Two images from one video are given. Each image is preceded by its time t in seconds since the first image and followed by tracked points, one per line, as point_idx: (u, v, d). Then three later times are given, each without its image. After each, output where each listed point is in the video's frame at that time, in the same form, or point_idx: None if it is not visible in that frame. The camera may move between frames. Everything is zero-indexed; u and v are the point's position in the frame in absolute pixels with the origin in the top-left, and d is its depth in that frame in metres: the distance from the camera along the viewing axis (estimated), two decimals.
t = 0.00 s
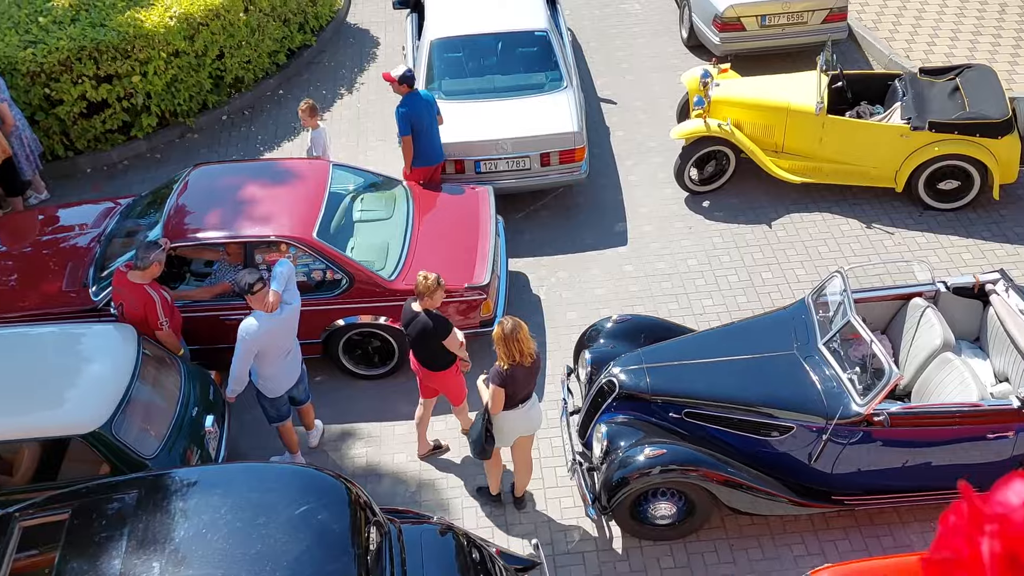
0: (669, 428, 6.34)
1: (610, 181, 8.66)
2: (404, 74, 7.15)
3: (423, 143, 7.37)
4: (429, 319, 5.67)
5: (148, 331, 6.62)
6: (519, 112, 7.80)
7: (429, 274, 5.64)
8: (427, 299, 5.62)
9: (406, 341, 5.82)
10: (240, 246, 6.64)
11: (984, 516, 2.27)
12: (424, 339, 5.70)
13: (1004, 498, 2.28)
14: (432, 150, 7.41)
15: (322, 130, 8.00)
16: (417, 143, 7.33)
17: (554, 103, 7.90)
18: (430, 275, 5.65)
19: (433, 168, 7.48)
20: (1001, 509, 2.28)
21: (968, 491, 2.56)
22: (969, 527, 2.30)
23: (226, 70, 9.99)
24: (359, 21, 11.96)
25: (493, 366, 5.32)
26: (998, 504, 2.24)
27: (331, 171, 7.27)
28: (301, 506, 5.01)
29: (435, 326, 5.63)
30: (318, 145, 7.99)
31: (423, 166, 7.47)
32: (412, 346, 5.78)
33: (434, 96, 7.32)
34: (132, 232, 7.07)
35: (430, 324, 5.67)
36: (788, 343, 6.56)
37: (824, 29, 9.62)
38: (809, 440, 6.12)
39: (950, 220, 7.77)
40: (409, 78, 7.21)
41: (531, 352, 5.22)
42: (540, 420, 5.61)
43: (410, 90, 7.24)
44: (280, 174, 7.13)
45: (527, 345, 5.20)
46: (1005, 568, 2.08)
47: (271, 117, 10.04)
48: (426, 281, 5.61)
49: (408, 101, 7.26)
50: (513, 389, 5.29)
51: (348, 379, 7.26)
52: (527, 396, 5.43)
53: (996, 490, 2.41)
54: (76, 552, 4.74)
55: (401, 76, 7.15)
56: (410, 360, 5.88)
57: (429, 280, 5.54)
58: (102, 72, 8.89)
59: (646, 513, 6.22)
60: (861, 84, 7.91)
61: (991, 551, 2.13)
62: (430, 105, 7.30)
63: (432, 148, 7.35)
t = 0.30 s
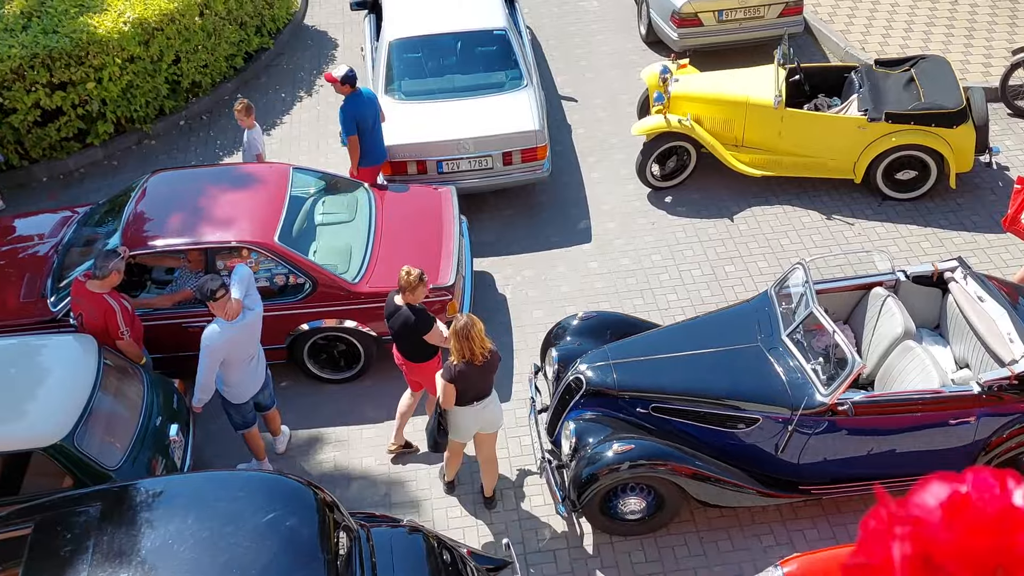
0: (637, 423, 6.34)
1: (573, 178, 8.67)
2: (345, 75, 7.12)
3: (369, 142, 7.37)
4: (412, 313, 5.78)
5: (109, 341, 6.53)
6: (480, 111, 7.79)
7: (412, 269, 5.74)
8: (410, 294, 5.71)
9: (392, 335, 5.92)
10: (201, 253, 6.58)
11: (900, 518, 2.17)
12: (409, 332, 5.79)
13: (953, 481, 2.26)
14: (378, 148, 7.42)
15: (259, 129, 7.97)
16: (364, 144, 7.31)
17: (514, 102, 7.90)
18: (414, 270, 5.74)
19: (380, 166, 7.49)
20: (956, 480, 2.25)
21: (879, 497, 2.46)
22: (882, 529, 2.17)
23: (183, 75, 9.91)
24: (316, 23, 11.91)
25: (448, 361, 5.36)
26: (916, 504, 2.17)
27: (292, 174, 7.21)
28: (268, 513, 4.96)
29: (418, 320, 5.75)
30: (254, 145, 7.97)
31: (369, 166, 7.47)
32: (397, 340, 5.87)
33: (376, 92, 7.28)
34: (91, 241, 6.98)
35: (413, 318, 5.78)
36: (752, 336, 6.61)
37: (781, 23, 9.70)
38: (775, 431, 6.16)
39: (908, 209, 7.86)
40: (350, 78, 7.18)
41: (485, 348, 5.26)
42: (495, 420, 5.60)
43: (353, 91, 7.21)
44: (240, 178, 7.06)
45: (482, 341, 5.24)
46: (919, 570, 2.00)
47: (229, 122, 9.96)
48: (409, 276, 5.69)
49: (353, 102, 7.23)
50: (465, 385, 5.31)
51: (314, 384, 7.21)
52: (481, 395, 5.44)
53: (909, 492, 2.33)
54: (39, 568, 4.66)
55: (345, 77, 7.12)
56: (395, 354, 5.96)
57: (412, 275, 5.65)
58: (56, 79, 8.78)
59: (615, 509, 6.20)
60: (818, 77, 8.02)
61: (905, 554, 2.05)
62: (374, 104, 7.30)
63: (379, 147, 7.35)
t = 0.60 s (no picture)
0: (603, 420, 6.32)
1: (533, 178, 8.68)
2: (287, 71, 7.39)
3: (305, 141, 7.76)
4: (380, 312, 5.84)
5: (66, 356, 6.42)
6: (437, 113, 7.76)
7: (379, 269, 5.79)
8: (378, 294, 5.77)
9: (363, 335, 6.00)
10: (159, 264, 6.50)
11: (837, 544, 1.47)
12: (379, 332, 5.87)
13: (860, 487, 1.64)
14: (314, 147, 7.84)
15: (192, 135, 7.86)
16: (302, 141, 7.72)
17: (471, 103, 7.88)
18: (380, 270, 5.79)
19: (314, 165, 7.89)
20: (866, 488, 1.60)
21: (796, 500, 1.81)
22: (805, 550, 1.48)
23: (135, 84, 9.80)
24: (269, 29, 11.82)
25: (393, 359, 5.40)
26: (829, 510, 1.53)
27: (249, 182, 7.15)
28: (235, 525, 4.84)
29: (386, 319, 5.82)
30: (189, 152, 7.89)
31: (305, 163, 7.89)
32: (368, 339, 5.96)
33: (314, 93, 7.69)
34: (44, 255, 6.86)
35: (382, 318, 5.85)
36: (714, 330, 6.65)
37: (734, 19, 9.78)
38: (739, 424, 6.19)
39: (864, 200, 7.95)
40: (291, 75, 7.47)
41: (427, 347, 5.25)
42: (444, 419, 5.64)
43: (293, 88, 7.53)
44: (196, 187, 6.98)
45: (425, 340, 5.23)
46: None
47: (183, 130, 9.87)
48: (376, 277, 5.75)
49: (293, 99, 7.59)
50: (408, 382, 5.35)
51: (279, 393, 7.15)
52: (427, 394, 5.47)
53: (818, 506, 1.61)
54: None
55: (286, 75, 7.42)
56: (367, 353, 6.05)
57: (377, 277, 5.70)
58: (5, 92, 8.64)
59: (584, 508, 6.19)
60: (773, 72, 8.09)
61: (809, 568, 1.45)
62: (312, 103, 7.73)
63: (317, 144, 7.84)
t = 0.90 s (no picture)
0: (568, 420, 6.30)
1: (494, 179, 8.67)
2: (225, 72, 7.49)
3: (247, 140, 7.88)
4: (341, 312, 5.87)
5: (22, 371, 6.29)
6: (395, 116, 7.74)
7: (341, 268, 5.80)
8: (339, 293, 5.78)
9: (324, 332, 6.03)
10: (115, 274, 6.41)
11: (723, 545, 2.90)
12: (339, 330, 5.88)
13: (765, 501, 3.10)
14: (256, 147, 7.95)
15: (120, 149, 7.69)
16: (240, 141, 7.80)
17: (429, 105, 7.86)
18: (342, 270, 5.80)
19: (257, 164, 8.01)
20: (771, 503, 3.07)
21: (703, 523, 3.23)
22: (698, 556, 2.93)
23: (88, 92, 9.67)
24: (224, 34, 11.71)
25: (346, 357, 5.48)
26: (735, 526, 2.98)
27: (205, 189, 7.07)
28: (196, 537, 4.76)
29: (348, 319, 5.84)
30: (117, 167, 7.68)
31: (244, 163, 7.95)
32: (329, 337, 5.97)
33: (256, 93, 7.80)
34: None
35: (344, 317, 5.87)
36: (676, 327, 6.68)
37: (690, 17, 9.84)
38: (703, 419, 6.22)
39: (821, 194, 8.03)
40: (230, 75, 7.58)
41: (378, 350, 5.30)
42: (400, 420, 5.75)
43: (232, 88, 7.62)
44: (151, 195, 6.89)
45: (374, 345, 5.27)
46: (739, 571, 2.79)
47: (138, 138, 9.77)
48: (337, 276, 5.75)
49: (232, 99, 7.69)
50: (356, 383, 5.43)
51: (241, 402, 7.07)
52: (379, 396, 5.54)
53: (729, 515, 3.12)
54: None
55: (225, 75, 7.52)
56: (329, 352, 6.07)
57: (336, 276, 5.71)
58: None
59: (551, 508, 6.17)
60: (729, 69, 8.15)
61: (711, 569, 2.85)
62: (253, 104, 7.82)
63: (256, 145, 7.91)
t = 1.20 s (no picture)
0: (538, 421, 6.28)
1: (459, 181, 8.65)
2: (161, 82, 7.41)
3: (187, 147, 7.85)
4: (304, 312, 5.88)
5: None
6: (358, 119, 7.70)
7: (303, 267, 5.82)
8: (302, 292, 5.81)
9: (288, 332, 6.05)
10: (76, 285, 6.32)
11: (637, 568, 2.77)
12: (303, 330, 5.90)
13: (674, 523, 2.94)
14: (197, 153, 7.90)
15: (53, 162, 7.53)
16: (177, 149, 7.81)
17: (392, 108, 7.83)
18: (304, 269, 5.82)
19: (199, 170, 7.97)
20: (680, 524, 2.92)
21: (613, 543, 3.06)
22: None
23: (44, 101, 9.54)
24: (182, 39, 11.60)
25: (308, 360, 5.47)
26: (647, 548, 2.84)
27: (166, 197, 6.99)
28: (164, 549, 4.70)
29: (310, 319, 5.85)
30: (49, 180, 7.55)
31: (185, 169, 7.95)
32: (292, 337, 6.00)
33: (195, 100, 7.73)
34: None
35: (307, 316, 5.89)
36: (643, 325, 6.70)
37: (651, 15, 9.87)
38: (672, 416, 6.22)
39: (784, 189, 8.09)
40: (167, 85, 7.48)
41: (339, 354, 5.28)
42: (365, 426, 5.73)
43: (170, 98, 7.54)
44: (111, 204, 6.81)
45: (334, 350, 5.26)
46: None
47: (97, 147, 9.66)
48: (299, 275, 5.78)
49: (169, 108, 7.63)
50: (318, 387, 5.43)
51: (208, 411, 7.00)
52: (343, 400, 5.53)
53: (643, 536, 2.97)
54: None
55: (160, 86, 7.43)
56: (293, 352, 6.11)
57: (299, 275, 5.74)
58: None
59: (522, 510, 6.14)
60: (690, 66, 8.21)
61: None
62: (191, 111, 7.74)
63: (195, 152, 7.87)
